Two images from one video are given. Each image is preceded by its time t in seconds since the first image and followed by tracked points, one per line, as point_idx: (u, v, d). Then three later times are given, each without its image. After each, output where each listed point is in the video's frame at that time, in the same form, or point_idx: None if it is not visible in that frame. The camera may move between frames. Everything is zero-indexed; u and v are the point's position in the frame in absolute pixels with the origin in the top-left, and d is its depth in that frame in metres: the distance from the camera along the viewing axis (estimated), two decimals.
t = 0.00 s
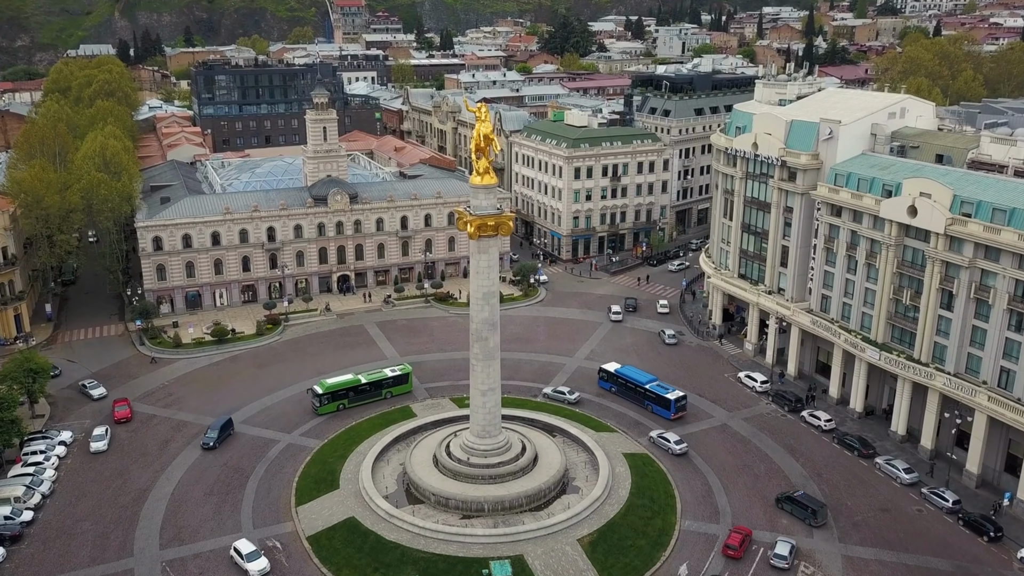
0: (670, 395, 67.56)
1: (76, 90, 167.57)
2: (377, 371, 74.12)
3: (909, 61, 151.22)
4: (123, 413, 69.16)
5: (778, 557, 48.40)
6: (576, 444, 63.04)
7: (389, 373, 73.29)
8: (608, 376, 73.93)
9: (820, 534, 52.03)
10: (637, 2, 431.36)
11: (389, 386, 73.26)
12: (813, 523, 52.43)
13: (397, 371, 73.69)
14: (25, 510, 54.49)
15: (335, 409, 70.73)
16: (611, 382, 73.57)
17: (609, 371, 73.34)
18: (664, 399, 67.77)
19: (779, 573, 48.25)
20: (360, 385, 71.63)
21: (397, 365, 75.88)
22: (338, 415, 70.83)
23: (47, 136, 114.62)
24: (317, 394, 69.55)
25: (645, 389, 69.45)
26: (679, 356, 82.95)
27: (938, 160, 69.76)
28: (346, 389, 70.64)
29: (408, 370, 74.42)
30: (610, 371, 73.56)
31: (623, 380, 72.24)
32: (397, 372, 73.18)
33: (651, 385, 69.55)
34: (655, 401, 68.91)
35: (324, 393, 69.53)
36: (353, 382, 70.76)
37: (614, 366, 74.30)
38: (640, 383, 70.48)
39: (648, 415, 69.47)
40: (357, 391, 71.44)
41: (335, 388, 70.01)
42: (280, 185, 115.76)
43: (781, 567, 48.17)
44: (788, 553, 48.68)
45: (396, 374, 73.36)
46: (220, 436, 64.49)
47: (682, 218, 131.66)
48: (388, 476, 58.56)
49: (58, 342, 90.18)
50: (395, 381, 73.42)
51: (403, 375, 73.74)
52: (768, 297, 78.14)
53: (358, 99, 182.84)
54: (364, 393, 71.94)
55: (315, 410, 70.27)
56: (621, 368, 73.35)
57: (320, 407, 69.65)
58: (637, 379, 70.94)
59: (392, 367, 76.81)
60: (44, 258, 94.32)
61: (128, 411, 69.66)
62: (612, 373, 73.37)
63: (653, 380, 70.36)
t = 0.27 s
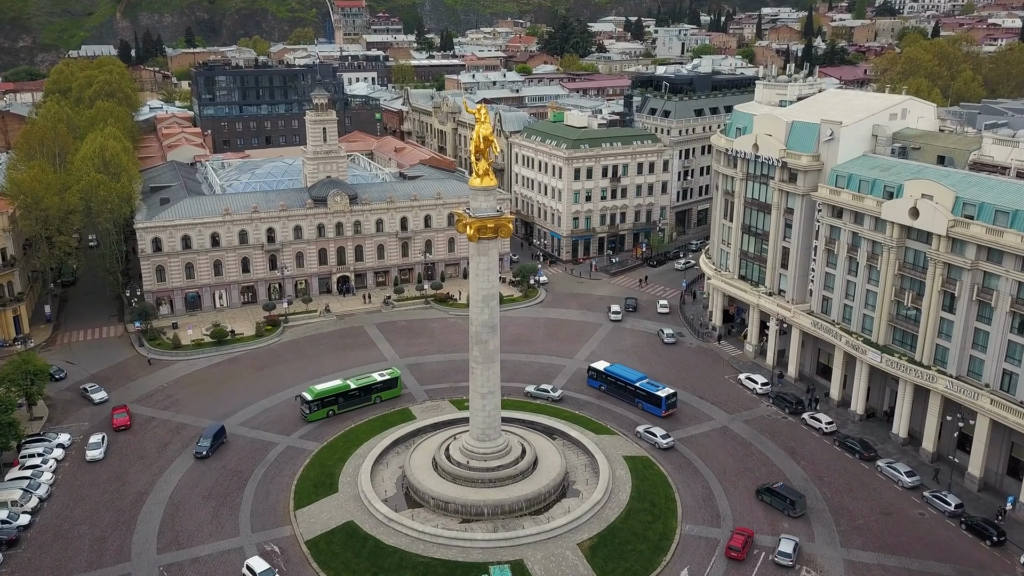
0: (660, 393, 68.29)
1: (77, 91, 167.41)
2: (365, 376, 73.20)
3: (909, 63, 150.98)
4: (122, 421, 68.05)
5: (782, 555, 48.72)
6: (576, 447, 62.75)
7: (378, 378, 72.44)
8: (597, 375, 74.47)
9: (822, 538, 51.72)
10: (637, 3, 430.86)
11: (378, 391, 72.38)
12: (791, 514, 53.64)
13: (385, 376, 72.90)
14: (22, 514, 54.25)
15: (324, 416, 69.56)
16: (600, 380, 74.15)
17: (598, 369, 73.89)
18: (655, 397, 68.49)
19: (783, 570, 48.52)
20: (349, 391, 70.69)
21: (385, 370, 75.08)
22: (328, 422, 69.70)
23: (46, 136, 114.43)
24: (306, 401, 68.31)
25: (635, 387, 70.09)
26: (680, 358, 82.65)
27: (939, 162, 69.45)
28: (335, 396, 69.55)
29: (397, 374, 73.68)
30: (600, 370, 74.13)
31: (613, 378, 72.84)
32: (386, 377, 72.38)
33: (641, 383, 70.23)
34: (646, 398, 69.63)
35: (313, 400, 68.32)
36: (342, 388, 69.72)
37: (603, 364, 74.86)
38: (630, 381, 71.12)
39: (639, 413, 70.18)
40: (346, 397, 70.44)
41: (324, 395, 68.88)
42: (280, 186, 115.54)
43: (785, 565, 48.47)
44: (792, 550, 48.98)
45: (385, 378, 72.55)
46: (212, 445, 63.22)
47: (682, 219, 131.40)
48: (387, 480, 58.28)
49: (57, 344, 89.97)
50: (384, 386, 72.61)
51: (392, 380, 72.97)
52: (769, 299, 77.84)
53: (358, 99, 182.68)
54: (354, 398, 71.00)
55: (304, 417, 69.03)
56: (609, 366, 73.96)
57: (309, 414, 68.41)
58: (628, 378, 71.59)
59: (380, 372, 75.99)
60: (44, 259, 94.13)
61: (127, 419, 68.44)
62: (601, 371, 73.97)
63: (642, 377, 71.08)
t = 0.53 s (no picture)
0: (651, 391, 69.02)
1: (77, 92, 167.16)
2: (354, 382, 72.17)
3: (908, 63, 150.61)
4: (120, 429, 66.54)
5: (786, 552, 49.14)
6: (576, 450, 62.39)
7: (367, 383, 71.48)
8: (586, 374, 74.93)
9: (824, 542, 51.36)
10: (637, 4, 430.47)
11: (367, 397, 71.43)
12: (772, 506, 54.73)
13: (374, 381, 71.98)
14: (18, 518, 53.95)
15: (314, 423, 68.23)
16: (590, 379, 74.62)
17: (587, 369, 74.30)
18: (647, 395, 69.18)
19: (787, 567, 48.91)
20: (339, 397, 69.54)
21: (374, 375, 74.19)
22: (318, 429, 68.50)
23: (45, 137, 114.12)
24: (296, 409, 67.00)
25: (626, 386, 70.72)
26: (681, 360, 82.28)
27: (941, 163, 69.04)
28: (324, 402, 68.36)
29: (386, 379, 72.80)
30: (589, 369, 74.57)
31: (603, 377, 73.34)
32: (375, 382, 71.47)
33: (631, 381, 70.89)
34: (636, 396, 70.34)
35: (303, 407, 67.06)
36: (332, 394, 68.59)
37: (592, 363, 75.33)
38: (620, 380, 71.72)
39: (631, 411, 70.84)
40: (336, 403, 69.30)
41: (314, 402, 67.66)
42: (279, 187, 115.25)
43: (789, 561, 48.84)
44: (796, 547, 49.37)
45: (373, 384, 71.60)
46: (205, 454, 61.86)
47: (682, 219, 131.07)
48: (386, 483, 57.95)
49: (56, 345, 89.68)
50: (372, 391, 71.69)
51: (381, 385, 72.06)
52: (770, 301, 77.48)
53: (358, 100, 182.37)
54: (343, 405, 69.88)
55: (293, 425, 67.66)
56: (599, 366, 74.46)
57: (299, 422, 67.14)
58: (618, 376, 72.32)
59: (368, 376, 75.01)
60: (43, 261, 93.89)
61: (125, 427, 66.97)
62: (590, 371, 74.41)
63: (632, 376, 71.77)
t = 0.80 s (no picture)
0: (641, 389, 69.56)
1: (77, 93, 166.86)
2: (341, 388, 71.02)
3: (908, 63, 150.00)
4: (118, 439, 64.98)
5: (790, 548, 49.44)
6: (576, 454, 62.03)
7: (355, 389, 70.41)
8: (575, 373, 75.16)
9: (826, 547, 50.96)
10: (636, 5, 430.09)
11: (356, 402, 70.35)
12: (753, 498, 55.80)
13: (363, 386, 70.94)
14: (14, 523, 53.59)
15: (303, 431, 66.89)
16: (579, 378, 74.89)
17: (576, 368, 74.56)
18: (637, 393, 69.70)
19: (790, 564, 49.21)
20: (328, 404, 68.33)
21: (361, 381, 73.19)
22: (307, 437, 67.14)
23: (44, 138, 113.81)
24: (285, 417, 65.58)
25: (615, 384, 71.15)
26: (681, 361, 81.89)
27: (944, 165, 68.53)
28: (314, 409, 67.06)
29: (374, 384, 71.81)
30: (578, 368, 74.84)
31: (592, 376, 73.67)
32: (363, 388, 70.44)
33: (621, 380, 71.36)
34: (626, 395, 70.85)
35: (293, 415, 65.68)
36: (321, 401, 67.35)
37: (581, 362, 75.61)
38: (609, 379, 72.13)
39: (631, 413, 70.36)
40: (325, 410, 68.07)
41: (303, 409, 66.34)
42: (278, 188, 114.87)
43: (793, 559, 49.08)
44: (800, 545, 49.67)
45: (362, 389, 70.55)
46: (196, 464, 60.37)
47: (682, 220, 130.68)
48: (384, 487, 57.57)
49: (54, 347, 89.33)
50: (361, 397, 70.63)
51: (369, 391, 71.05)
52: (771, 303, 77.10)
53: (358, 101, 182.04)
54: (332, 411, 68.67)
55: (282, 434, 66.23)
56: (588, 365, 74.80)
57: (289, 430, 65.72)
58: (607, 375, 72.72)
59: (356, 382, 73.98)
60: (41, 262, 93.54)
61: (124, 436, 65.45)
62: (579, 370, 74.69)
63: (621, 374, 72.22)
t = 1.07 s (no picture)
0: (631, 388, 69.92)
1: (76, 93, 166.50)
2: (329, 395, 69.80)
3: (909, 64, 149.30)
4: (115, 449, 63.29)
5: (793, 545, 49.78)
6: (576, 458, 61.60)
7: (344, 396, 69.26)
8: (564, 373, 75.36)
9: (828, 552, 50.54)
10: (636, 5, 429.68)
11: (345, 409, 69.21)
12: (736, 491, 56.84)
13: (351, 393, 69.83)
14: (9, 528, 53.16)
15: (293, 439, 65.54)
16: (568, 378, 75.11)
17: (565, 368, 74.78)
18: (627, 392, 70.05)
19: (793, 561, 49.62)
20: (317, 411, 67.08)
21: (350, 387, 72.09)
22: (297, 445, 65.81)
23: (43, 139, 113.35)
24: (274, 425, 64.15)
25: (605, 383, 71.46)
26: (682, 363, 81.48)
27: (946, 166, 67.85)
28: (303, 417, 65.75)
29: (363, 389, 70.73)
30: (567, 368, 75.07)
31: (581, 375, 73.93)
32: (352, 394, 69.35)
33: (611, 379, 71.69)
34: (617, 394, 71.15)
35: (282, 423, 64.29)
36: (311, 408, 66.08)
37: (570, 362, 75.82)
38: (599, 378, 72.42)
39: (631, 415, 69.96)
40: (315, 417, 66.79)
41: (293, 417, 65.00)
42: (277, 189, 114.42)
43: (796, 556, 49.51)
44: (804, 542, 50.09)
45: (351, 396, 69.43)
46: (187, 476, 58.86)
47: (682, 221, 130.27)
48: (383, 492, 57.17)
49: (52, 349, 88.93)
50: (350, 403, 69.50)
51: (358, 397, 69.98)
52: (771, 304, 76.65)
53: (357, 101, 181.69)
54: (322, 418, 67.45)
55: (271, 443, 64.79)
56: (577, 365, 75.06)
57: (278, 438, 64.35)
58: (596, 374, 73.02)
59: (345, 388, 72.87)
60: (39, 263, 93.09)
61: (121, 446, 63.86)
62: (568, 370, 74.92)
63: (610, 373, 72.56)
